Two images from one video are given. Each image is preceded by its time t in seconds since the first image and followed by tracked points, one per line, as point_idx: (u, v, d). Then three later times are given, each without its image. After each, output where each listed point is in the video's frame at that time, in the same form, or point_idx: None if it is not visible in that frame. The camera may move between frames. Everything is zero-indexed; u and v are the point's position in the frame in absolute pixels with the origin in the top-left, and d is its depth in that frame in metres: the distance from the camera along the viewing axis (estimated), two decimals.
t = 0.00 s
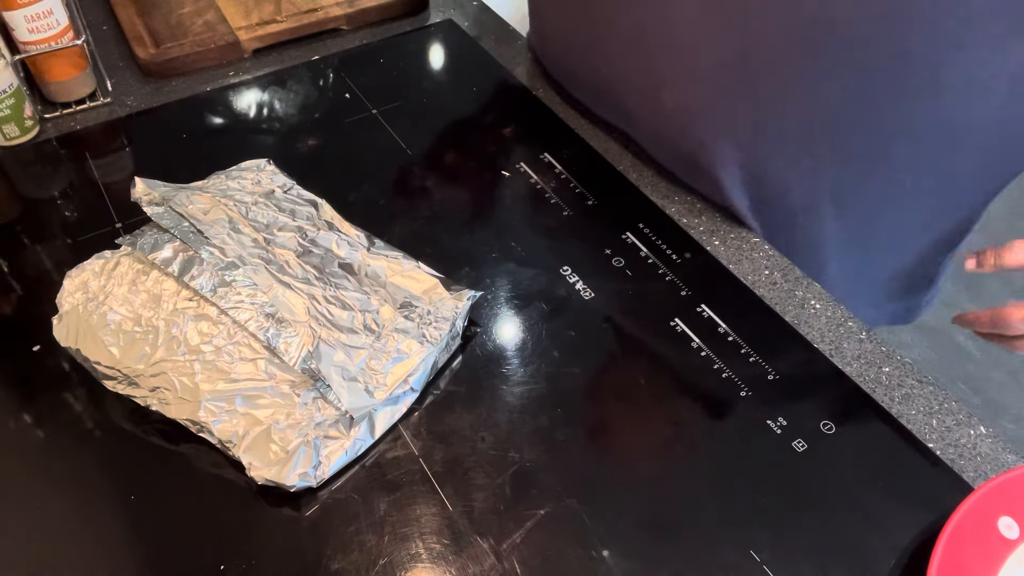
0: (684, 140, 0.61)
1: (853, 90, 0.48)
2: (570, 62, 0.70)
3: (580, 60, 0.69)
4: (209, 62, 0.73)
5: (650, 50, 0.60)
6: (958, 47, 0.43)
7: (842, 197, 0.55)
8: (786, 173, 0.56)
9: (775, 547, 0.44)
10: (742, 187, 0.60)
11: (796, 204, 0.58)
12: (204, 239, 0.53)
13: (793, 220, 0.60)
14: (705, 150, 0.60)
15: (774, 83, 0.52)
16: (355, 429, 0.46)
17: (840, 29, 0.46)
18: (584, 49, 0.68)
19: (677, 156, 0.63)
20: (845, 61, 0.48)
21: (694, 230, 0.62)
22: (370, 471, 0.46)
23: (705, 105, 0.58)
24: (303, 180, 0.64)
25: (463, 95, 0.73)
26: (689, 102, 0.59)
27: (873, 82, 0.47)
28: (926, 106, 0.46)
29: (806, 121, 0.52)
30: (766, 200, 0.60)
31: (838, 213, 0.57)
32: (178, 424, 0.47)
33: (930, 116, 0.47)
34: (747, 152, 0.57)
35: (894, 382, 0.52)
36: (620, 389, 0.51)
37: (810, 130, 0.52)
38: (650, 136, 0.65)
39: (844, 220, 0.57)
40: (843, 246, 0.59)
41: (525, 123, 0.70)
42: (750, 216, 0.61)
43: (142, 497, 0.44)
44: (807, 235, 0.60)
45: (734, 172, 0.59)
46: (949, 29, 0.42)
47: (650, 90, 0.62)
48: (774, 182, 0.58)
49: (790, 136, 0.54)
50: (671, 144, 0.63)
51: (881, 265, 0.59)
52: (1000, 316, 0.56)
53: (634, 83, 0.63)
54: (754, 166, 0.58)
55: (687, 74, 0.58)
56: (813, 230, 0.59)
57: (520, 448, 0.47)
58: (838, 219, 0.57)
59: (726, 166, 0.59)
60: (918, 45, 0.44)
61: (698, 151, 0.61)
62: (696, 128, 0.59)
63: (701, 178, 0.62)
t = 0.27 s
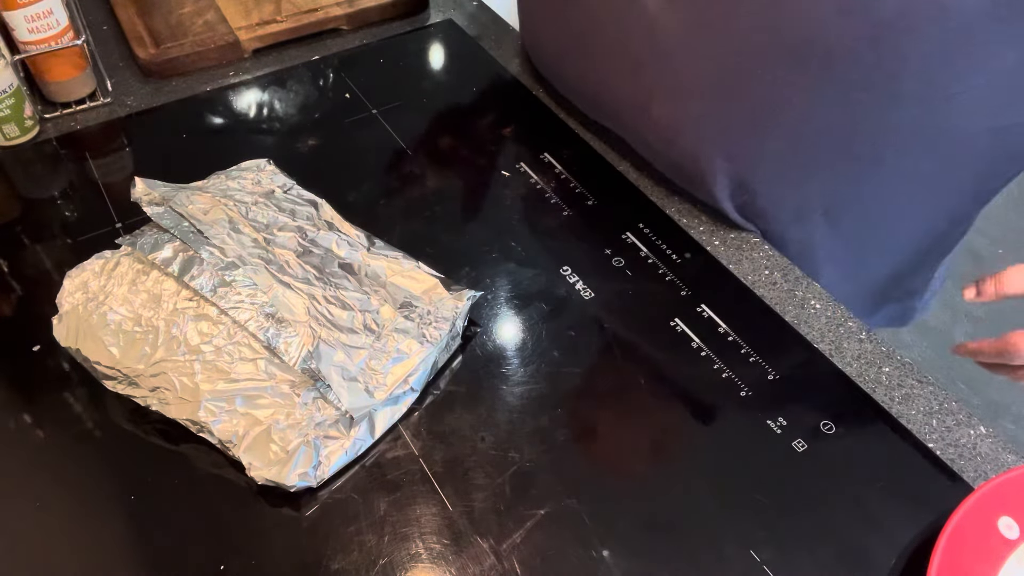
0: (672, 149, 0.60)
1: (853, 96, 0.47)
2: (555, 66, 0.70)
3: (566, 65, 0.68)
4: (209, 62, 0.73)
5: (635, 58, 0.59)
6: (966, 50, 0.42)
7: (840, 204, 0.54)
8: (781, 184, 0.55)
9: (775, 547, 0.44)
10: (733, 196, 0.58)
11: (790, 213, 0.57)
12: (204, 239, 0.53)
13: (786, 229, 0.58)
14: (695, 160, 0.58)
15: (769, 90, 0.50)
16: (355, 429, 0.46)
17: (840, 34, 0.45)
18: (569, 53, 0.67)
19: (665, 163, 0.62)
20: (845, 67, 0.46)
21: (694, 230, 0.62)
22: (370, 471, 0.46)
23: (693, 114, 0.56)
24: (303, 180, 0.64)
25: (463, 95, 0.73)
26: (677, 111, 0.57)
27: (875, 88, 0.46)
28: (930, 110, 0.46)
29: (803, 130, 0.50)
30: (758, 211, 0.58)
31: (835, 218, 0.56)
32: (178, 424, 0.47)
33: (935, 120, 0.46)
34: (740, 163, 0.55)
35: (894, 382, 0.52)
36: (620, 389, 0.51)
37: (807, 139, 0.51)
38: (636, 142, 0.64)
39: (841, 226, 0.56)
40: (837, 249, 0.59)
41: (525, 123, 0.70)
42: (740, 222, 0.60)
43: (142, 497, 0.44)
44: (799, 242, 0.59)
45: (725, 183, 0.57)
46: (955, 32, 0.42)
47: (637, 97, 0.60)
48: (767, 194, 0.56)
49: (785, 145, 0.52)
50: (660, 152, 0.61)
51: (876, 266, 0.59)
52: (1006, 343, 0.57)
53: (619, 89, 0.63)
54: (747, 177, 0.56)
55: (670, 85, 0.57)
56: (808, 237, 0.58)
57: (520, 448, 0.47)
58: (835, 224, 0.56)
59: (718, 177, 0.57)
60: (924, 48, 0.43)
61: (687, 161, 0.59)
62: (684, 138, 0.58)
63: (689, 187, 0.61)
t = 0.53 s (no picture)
0: (672, 146, 0.60)
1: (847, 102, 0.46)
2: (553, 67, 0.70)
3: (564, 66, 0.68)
4: (210, 62, 0.73)
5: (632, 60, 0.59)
6: (960, 62, 0.40)
7: (836, 213, 0.53)
8: (779, 185, 0.54)
9: (775, 547, 0.44)
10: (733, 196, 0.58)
11: (789, 214, 0.56)
12: (204, 239, 0.53)
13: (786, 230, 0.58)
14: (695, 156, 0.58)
15: (766, 90, 0.50)
16: (355, 429, 0.46)
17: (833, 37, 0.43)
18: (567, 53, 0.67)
19: (664, 162, 0.62)
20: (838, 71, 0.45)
21: (694, 230, 0.62)
22: (370, 471, 0.46)
23: (692, 111, 0.56)
24: (303, 180, 0.64)
25: (463, 95, 0.73)
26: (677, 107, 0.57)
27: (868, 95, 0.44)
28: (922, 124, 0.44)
29: (800, 133, 0.49)
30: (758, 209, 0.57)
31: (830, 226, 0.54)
32: (177, 424, 0.47)
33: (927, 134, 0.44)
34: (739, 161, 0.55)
35: (894, 382, 0.52)
36: (620, 389, 0.51)
37: (804, 142, 0.50)
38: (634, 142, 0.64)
39: (836, 235, 0.55)
40: (834, 259, 0.57)
41: (525, 123, 0.70)
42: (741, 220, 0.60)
43: (142, 497, 0.44)
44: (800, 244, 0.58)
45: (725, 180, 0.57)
46: (951, 42, 0.40)
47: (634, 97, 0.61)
48: (766, 194, 0.55)
49: (784, 146, 0.51)
50: (660, 148, 0.61)
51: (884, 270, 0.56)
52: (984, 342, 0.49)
53: (616, 91, 0.63)
54: (746, 175, 0.55)
55: (667, 87, 0.57)
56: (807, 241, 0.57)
57: (520, 448, 0.47)
58: (833, 233, 0.55)
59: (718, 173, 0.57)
60: (920, 57, 0.41)
61: (688, 157, 0.59)
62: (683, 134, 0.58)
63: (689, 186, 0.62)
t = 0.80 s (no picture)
0: (675, 143, 0.60)
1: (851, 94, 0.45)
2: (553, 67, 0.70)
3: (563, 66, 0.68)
4: (210, 62, 0.73)
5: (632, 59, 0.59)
6: (961, 54, 0.39)
7: (838, 213, 0.51)
8: (782, 182, 0.53)
9: (775, 546, 0.44)
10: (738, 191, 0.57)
11: (793, 211, 0.55)
12: (204, 239, 0.53)
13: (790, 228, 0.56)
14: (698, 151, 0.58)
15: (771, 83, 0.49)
16: (355, 429, 0.46)
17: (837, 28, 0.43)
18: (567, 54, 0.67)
19: (666, 160, 0.62)
20: (842, 63, 0.44)
21: (694, 230, 0.62)
22: (370, 471, 0.46)
23: (694, 108, 0.56)
24: (303, 180, 0.64)
25: (463, 94, 0.73)
26: (680, 104, 0.57)
27: (870, 86, 0.43)
28: (926, 117, 0.42)
29: (803, 127, 0.49)
30: (764, 205, 0.57)
31: (834, 227, 0.53)
32: (177, 424, 0.47)
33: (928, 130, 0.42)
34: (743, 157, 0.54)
35: (894, 382, 0.52)
36: (620, 389, 0.51)
37: (807, 135, 0.49)
38: (636, 141, 0.64)
39: (840, 238, 0.53)
40: (838, 264, 0.55)
41: (525, 123, 0.70)
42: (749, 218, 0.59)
43: (142, 497, 0.44)
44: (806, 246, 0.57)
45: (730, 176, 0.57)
46: (953, 30, 0.38)
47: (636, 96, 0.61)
48: (771, 189, 0.55)
49: (787, 140, 0.50)
50: (664, 145, 0.61)
51: (887, 283, 0.53)
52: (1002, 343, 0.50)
53: (617, 89, 0.63)
54: (749, 170, 0.55)
55: (669, 85, 0.57)
56: (811, 242, 0.56)
57: (520, 448, 0.47)
58: (836, 235, 0.53)
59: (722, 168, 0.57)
60: (922, 46, 0.40)
61: (691, 153, 0.59)
62: (685, 131, 0.58)
63: (691, 185, 0.62)
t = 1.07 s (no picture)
0: (678, 141, 0.60)
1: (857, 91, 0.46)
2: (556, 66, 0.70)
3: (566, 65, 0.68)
4: (210, 61, 0.73)
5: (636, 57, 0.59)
6: (967, 47, 0.40)
7: (843, 204, 0.53)
8: (787, 177, 0.54)
9: (775, 546, 0.44)
10: (742, 188, 0.58)
11: (796, 206, 0.56)
12: (203, 239, 0.53)
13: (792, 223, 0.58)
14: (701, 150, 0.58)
15: (776, 82, 0.50)
16: (355, 429, 0.46)
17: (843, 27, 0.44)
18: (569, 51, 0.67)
19: (670, 157, 0.62)
20: (849, 60, 0.45)
21: (694, 230, 0.62)
22: (370, 471, 0.46)
23: (698, 107, 0.56)
24: (303, 180, 0.64)
25: (463, 94, 0.73)
26: (683, 103, 0.57)
27: (875, 83, 0.45)
28: (933, 110, 0.44)
29: (805, 119, 0.50)
30: (767, 201, 0.58)
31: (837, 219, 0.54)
32: (177, 424, 0.47)
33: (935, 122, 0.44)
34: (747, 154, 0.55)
35: (894, 382, 0.52)
36: (620, 389, 0.51)
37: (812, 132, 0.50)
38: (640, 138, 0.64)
39: (844, 228, 0.55)
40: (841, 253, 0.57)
41: (525, 123, 0.70)
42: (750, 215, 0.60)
43: (142, 497, 0.44)
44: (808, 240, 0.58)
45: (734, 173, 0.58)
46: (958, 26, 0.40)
47: (641, 93, 0.61)
48: (775, 185, 0.56)
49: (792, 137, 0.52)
50: (668, 143, 0.61)
51: (884, 265, 0.56)
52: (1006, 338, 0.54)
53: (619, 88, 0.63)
54: (753, 167, 0.56)
55: (673, 82, 0.57)
56: (814, 235, 0.57)
57: (520, 448, 0.47)
58: (839, 225, 0.55)
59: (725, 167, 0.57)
60: (927, 41, 0.41)
61: (694, 152, 0.59)
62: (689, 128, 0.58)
63: (695, 182, 0.62)
